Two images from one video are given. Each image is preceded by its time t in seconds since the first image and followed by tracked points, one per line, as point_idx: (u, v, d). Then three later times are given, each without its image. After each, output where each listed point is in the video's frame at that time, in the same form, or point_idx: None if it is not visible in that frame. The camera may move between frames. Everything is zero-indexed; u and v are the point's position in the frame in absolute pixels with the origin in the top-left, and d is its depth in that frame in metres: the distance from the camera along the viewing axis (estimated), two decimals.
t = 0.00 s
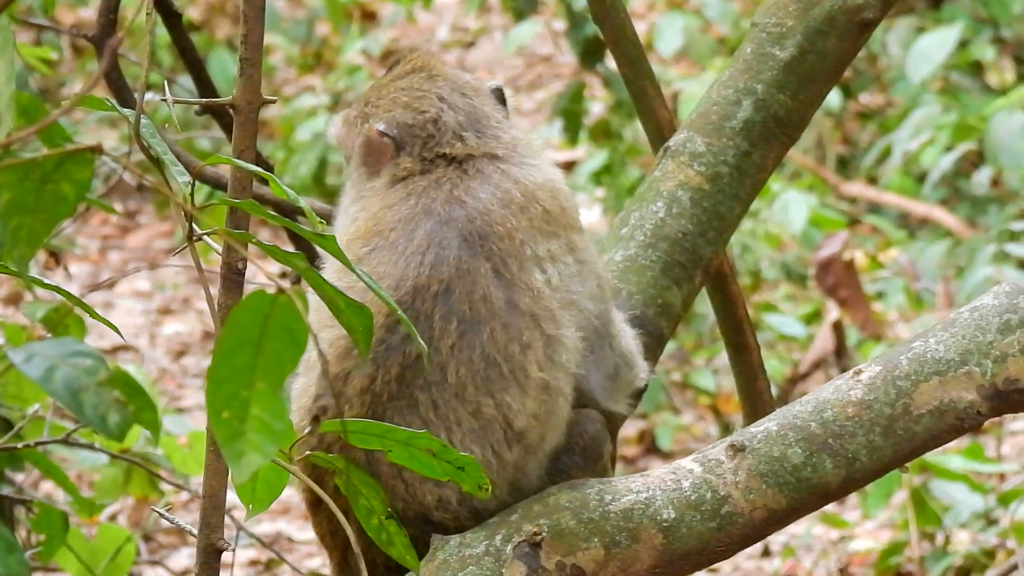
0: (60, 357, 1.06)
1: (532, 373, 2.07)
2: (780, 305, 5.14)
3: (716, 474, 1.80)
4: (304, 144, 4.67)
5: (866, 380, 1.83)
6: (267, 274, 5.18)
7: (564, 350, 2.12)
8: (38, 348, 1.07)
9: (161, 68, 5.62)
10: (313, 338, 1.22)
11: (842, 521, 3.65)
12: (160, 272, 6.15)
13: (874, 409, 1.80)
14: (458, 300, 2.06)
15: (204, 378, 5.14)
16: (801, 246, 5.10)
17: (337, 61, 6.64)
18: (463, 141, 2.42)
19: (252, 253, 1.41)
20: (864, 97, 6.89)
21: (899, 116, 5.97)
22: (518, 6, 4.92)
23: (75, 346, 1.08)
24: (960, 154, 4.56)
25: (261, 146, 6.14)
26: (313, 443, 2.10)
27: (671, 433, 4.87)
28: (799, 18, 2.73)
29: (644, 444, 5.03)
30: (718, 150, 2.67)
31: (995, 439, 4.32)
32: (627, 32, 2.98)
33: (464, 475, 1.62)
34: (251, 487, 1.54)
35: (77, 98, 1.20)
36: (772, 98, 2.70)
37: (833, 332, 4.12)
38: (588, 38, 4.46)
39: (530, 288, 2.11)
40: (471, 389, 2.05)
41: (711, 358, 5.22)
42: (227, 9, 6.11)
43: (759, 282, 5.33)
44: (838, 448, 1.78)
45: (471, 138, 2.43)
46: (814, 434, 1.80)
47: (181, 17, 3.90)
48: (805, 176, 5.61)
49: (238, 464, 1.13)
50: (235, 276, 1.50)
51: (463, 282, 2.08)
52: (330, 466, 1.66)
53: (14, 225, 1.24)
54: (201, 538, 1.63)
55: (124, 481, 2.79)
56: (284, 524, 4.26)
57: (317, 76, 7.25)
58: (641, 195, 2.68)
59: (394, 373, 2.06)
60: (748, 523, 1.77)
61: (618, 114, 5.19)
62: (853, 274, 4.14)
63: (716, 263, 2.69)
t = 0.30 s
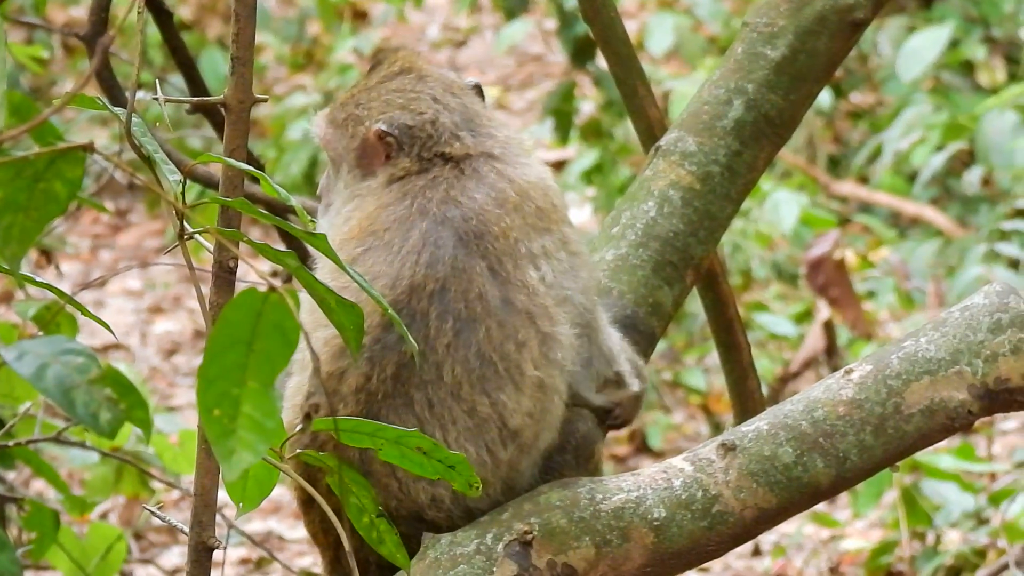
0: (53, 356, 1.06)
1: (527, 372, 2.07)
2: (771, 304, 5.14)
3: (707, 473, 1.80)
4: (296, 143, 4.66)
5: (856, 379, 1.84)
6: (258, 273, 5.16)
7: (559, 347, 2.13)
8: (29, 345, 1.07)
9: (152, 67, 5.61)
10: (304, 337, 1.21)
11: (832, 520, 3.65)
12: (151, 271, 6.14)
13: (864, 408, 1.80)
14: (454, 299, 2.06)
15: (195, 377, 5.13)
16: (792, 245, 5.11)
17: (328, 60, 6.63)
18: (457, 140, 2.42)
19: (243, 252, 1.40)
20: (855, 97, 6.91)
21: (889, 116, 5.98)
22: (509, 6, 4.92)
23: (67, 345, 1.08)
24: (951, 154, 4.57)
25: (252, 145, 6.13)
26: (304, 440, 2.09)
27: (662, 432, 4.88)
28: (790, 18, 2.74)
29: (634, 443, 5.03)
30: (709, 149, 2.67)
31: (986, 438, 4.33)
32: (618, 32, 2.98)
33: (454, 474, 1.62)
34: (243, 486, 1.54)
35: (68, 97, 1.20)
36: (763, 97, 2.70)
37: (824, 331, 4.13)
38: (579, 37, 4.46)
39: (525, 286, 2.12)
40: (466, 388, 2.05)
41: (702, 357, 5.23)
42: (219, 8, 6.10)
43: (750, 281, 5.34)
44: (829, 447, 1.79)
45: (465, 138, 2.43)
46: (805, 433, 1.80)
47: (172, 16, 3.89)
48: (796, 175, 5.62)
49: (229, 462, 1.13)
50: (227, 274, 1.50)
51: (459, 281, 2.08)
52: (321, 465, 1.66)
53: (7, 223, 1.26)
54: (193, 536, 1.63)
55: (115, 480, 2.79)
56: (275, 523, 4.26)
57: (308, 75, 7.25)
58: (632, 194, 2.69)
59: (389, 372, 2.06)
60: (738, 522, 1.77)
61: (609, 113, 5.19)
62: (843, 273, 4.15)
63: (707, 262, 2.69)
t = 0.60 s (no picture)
0: (54, 353, 1.06)
1: (524, 372, 2.06)
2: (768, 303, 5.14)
3: (707, 470, 1.80)
4: (292, 143, 4.66)
5: (856, 376, 1.84)
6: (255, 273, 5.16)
7: (556, 348, 2.12)
8: (31, 343, 1.07)
9: (148, 68, 5.61)
10: (304, 334, 1.21)
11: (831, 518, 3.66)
12: (148, 272, 6.13)
13: (864, 405, 1.81)
14: (451, 299, 2.06)
15: (192, 377, 5.13)
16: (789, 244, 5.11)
17: (324, 60, 6.63)
18: (456, 141, 2.42)
19: (243, 250, 1.40)
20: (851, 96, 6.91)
21: (886, 114, 5.99)
22: (505, 5, 4.91)
23: (68, 342, 1.08)
24: (948, 152, 4.58)
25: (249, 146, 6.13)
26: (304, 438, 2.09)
27: (659, 431, 4.89)
28: (788, 15, 2.74)
29: (632, 443, 5.03)
30: (707, 147, 2.67)
31: (985, 436, 4.33)
32: (616, 30, 2.98)
33: (455, 471, 1.61)
34: (243, 484, 1.54)
35: (67, 97, 1.20)
36: (761, 95, 2.70)
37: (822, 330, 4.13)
38: (576, 36, 4.46)
39: (522, 286, 2.12)
40: (464, 388, 2.05)
41: (699, 356, 5.23)
42: (214, 8, 6.09)
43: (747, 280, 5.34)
44: (828, 443, 1.79)
45: (464, 138, 2.43)
46: (805, 430, 1.80)
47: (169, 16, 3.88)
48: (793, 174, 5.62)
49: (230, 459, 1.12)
50: (226, 272, 1.51)
51: (456, 281, 2.08)
52: (321, 463, 1.66)
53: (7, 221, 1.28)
54: (193, 534, 1.63)
55: (113, 480, 2.79)
56: (273, 523, 4.26)
57: (304, 75, 7.24)
58: (631, 192, 2.69)
59: (387, 371, 2.06)
60: (738, 519, 1.77)
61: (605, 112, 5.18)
62: (840, 271, 4.15)
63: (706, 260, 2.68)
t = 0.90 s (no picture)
0: (54, 353, 1.06)
1: (526, 373, 2.06)
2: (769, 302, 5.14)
3: (707, 471, 1.80)
4: (294, 142, 4.66)
5: (857, 376, 1.84)
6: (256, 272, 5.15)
7: (558, 350, 2.12)
8: (31, 343, 1.07)
9: (149, 66, 5.61)
10: (305, 334, 1.21)
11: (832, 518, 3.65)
12: (149, 271, 6.13)
13: (864, 405, 1.81)
14: (452, 300, 2.06)
15: (193, 376, 5.13)
16: (790, 244, 5.11)
17: (325, 59, 6.63)
18: (457, 142, 2.42)
19: (244, 248, 1.40)
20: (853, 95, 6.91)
21: (888, 114, 5.99)
22: (506, 4, 4.91)
23: (68, 342, 1.08)
24: (950, 152, 4.57)
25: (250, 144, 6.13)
26: (305, 437, 2.09)
27: (660, 431, 4.89)
28: (789, 15, 2.74)
29: (633, 442, 5.03)
30: (708, 147, 2.67)
31: (985, 436, 4.33)
32: (617, 29, 2.97)
33: (455, 471, 1.61)
34: (242, 483, 1.54)
35: (68, 97, 1.20)
36: (762, 95, 2.70)
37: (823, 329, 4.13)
38: (577, 34, 4.45)
39: (524, 287, 2.12)
40: (465, 389, 2.04)
41: (700, 356, 5.23)
42: (215, 6, 6.09)
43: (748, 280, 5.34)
44: (829, 444, 1.79)
45: (467, 140, 2.44)
46: (805, 431, 1.80)
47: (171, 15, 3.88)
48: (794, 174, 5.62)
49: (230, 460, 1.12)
50: (227, 271, 1.51)
51: (457, 282, 2.08)
52: (321, 463, 1.65)
53: (8, 219, 1.28)
54: (193, 534, 1.63)
55: (113, 479, 2.79)
56: (274, 522, 4.26)
57: (306, 74, 7.25)
58: (632, 192, 2.68)
59: (388, 372, 2.06)
60: (738, 519, 1.77)
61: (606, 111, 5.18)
62: (841, 271, 4.15)
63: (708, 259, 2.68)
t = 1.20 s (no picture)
0: (57, 351, 1.06)
1: (523, 376, 2.07)
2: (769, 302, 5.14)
3: (709, 470, 1.80)
4: (294, 142, 4.66)
5: (859, 375, 1.84)
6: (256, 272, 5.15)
7: (556, 352, 2.12)
8: (34, 342, 1.07)
9: (149, 67, 5.61)
10: (309, 333, 1.21)
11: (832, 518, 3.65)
12: (149, 271, 6.13)
13: (866, 404, 1.81)
14: (448, 302, 2.06)
15: (194, 376, 5.13)
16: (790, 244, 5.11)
17: (325, 59, 6.63)
18: (456, 143, 2.42)
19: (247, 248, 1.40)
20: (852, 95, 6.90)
21: (888, 114, 5.99)
22: (506, 3, 4.90)
23: (72, 341, 1.08)
24: (950, 152, 4.57)
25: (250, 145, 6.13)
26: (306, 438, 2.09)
27: (661, 431, 4.89)
28: (790, 14, 2.74)
29: (633, 442, 5.03)
30: (709, 146, 2.67)
31: (985, 435, 4.33)
32: (618, 28, 2.97)
33: (458, 470, 1.62)
34: (245, 483, 1.54)
35: (70, 96, 1.20)
36: (764, 94, 2.70)
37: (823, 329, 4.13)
38: (577, 34, 4.44)
39: (522, 290, 2.11)
40: (463, 391, 2.05)
41: (700, 355, 5.23)
42: (215, 7, 6.08)
43: (748, 279, 5.34)
44: (831, 443, 1.79)
45: (466, 140, 2.43)
46: (808, 430, 1.80)
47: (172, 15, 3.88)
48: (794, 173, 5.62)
49: (234, 458, 1.12)
50: (230, 271, 1.51)
51: (454, 284, 2.08)
52: (324, 462, 1.65)
53: (10, 219, 1.28)
54: (196, 533, 1.63)
55: (114, 479, 2.79)
56: (274, 522, 4.26)
57: (306, 74, 7.25)
58: (634, 191, 2.68)
59: (386, 374, 2.07)
60: (740, 518, 1.77)
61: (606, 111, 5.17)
62: (842, 271, 4.15)
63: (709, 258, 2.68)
